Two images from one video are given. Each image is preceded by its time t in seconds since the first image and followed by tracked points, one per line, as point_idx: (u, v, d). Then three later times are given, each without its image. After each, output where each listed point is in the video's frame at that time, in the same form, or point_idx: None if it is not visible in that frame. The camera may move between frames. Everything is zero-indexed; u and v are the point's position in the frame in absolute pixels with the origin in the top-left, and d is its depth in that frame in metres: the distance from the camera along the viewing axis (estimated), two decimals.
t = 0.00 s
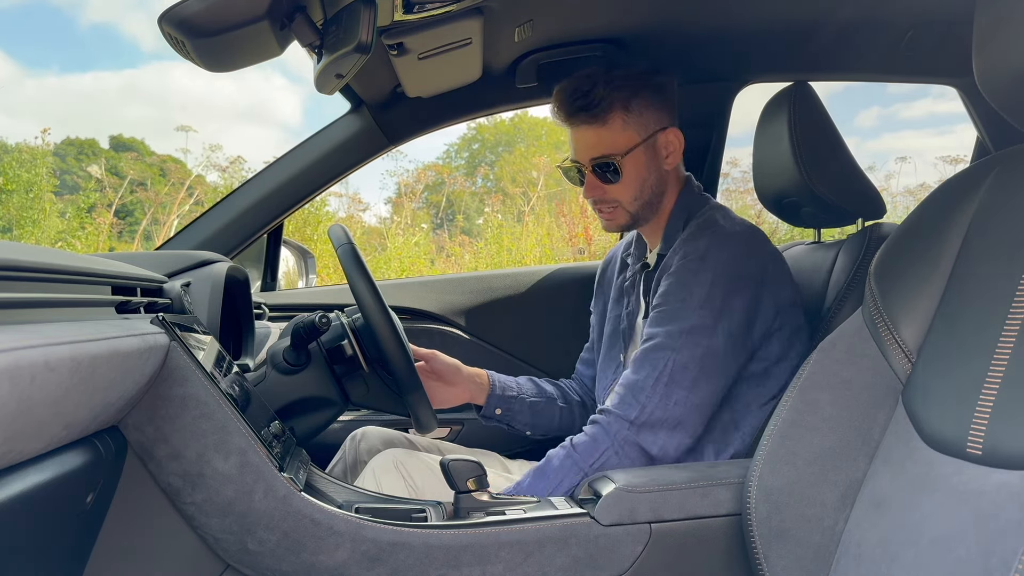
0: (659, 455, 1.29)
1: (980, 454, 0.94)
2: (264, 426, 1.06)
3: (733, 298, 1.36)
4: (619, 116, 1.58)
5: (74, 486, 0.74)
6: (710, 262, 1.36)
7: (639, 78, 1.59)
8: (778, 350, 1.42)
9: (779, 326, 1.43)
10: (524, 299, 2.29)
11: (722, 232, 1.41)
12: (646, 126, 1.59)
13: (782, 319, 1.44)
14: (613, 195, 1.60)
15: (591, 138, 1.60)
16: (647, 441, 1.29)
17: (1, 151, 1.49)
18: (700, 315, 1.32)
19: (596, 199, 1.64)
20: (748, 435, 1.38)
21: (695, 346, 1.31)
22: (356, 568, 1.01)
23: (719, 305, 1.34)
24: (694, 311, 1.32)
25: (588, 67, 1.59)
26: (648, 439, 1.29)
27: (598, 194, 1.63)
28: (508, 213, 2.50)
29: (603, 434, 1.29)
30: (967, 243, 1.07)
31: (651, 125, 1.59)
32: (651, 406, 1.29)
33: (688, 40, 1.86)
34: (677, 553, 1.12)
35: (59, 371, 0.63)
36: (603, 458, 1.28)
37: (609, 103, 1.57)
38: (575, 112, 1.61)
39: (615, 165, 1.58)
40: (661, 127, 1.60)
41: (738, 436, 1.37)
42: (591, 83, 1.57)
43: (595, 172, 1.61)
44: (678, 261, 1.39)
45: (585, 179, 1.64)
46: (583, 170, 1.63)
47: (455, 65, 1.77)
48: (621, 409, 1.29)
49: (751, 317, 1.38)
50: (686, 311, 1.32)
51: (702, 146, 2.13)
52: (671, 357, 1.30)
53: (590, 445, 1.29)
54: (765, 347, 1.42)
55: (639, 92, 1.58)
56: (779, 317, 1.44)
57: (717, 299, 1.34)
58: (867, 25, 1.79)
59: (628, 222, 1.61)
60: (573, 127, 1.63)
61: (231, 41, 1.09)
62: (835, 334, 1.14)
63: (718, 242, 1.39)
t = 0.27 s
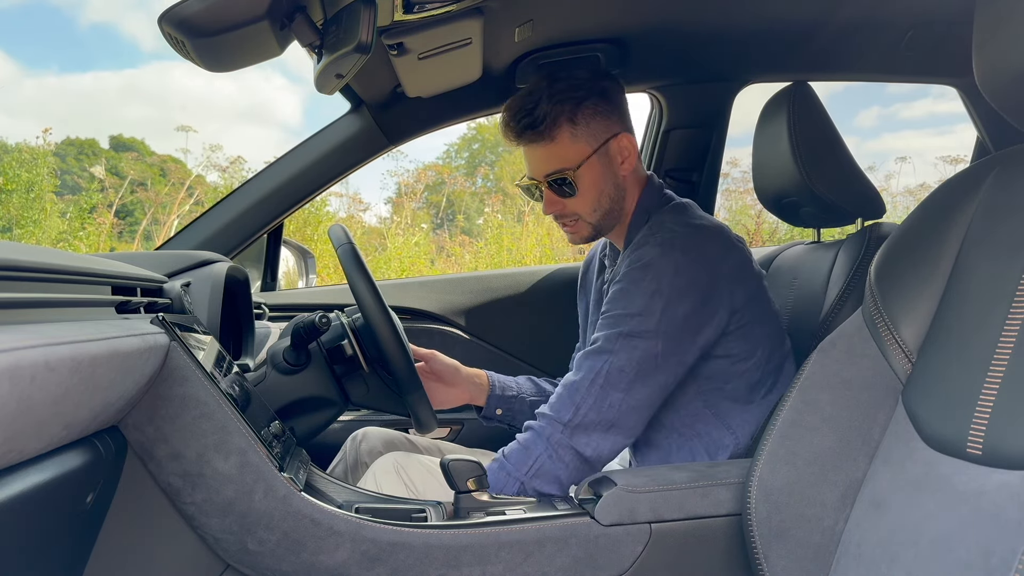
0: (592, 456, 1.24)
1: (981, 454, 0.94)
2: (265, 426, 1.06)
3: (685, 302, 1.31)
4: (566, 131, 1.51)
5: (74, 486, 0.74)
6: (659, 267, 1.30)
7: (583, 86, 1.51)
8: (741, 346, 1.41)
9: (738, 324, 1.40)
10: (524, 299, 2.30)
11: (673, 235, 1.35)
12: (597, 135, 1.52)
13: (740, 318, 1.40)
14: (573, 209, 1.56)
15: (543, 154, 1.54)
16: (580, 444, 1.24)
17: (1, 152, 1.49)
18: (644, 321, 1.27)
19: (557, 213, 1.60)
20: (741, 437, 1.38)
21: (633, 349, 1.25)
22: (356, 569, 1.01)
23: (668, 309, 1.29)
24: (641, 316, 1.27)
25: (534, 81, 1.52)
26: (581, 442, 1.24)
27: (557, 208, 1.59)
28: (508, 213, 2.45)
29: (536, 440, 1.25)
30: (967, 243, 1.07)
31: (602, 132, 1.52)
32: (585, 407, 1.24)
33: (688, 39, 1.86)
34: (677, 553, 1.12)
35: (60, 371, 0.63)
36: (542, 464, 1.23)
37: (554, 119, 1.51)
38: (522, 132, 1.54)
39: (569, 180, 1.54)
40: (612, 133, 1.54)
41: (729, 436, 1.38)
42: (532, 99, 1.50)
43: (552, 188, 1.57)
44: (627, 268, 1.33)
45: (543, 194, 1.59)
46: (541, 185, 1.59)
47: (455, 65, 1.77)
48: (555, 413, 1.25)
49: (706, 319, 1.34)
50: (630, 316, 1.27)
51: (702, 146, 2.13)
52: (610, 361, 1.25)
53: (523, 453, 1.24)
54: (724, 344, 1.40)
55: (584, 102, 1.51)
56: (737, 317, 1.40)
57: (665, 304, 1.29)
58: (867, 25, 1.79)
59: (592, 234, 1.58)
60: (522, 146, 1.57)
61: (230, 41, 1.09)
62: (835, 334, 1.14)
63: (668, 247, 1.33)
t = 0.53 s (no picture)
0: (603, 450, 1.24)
1: (981, 454, 0.94)
2: (265, 426, 1.06)
3: (691, 293, 1.31)
4: (545, 139, 1.51)
5: (74, 486, 0.74)
6: (665, 258, 1.30)
7: (560, 92, 1.50)
8: (741, 339, 1.41)
9: (739, 316, 1.41)
10: (524, 299, 2.30)
11: (678, 225, 1.35)
12: (577, 140, 1.52)
13: (741, 310, 1.41)
14: (556, 217, 1.56)
15: (524, 163, 1.54)
16: (592, 437, 1.24)
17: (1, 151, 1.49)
18: (652, 312, 1.27)
19: (541, 221, 1.60)
20: (739, 436, 1.38)
21: (643, 341, 1.25)
22: (356, 569, 1.01)
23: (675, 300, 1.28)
24: (649, 308, 1.27)
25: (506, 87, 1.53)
26: (593, 435, 1.24)
27: (541, 216, 1.59)
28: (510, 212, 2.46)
29: (548, 433, 1.25)
30: (967, 243, 1.07)
31: (581, 137, 1.52)
32: (596, 399, 1.24)
33: (688, 39, 1.86)
34: (677, 553, 1.12)
35: (60, 371, 0.63)
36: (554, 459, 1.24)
37: (531, 128, 1.51)
38: (501, 143, 1.55)
39: (551, 187, 1.54)
40: (592, 137, 1.53)
41: (727, 434, 1.38)
42: (510, 109, 1.50)
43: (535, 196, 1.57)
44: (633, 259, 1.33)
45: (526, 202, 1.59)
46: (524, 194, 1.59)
47: (455, 65, 1.77)
48: (567, 404, 1.25)
49: (710, 311, 1.34)
50: (639, 307, 1.27)
51: (702, 146, 2.13)
52: (620, 352, 1.25)
53: (535, 446, 1.25)
54: (725, 338, 1.40)
55: (560, 108, 1.50)
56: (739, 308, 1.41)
57: (670, 295, 1.28)
58: (867, 25, 1.79)
59: (577, 239, 1.58)
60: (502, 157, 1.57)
61: (230, 41, 1.09)
62: (835, 334, 1.14)
63: (673, 237, 1.33)
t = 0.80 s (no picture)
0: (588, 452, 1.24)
1: (981, 454, 0.94)
2: (265, 426, 1.06)
3: (680, 297, 1.31)
4: (591, 102, 1.52)
5: (73, 486, 0.74)
6: (654, 262, 1.30)
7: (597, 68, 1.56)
8: (735, 340, 1.41)
9: (731, 318, 1.41)
10: (524, 299, 2.30)
11: (667, 230, 1.35)
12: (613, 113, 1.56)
13: (733, 311, 1.41)
14: (592, 185, 1.54)
15: (569, 124, 1.51)
16: (577, 441, 1.24)
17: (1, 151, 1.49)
18: (638, 317, 1.27)
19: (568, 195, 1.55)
20: (738, 437, 1.38)
21: (629, 345, 1.25)
22: (356, 569, 1.01)
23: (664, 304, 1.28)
24: (635, 312, 1.27)
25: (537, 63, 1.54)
26: (578, 439, 1.24)
27: (573, 187, 1.55)
28: (509, 213, 2.55)
29: (531, 437, 1.25)
30: (966, 243, 1.07)
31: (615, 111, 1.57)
32: (581, 403, 1.24)
33: (688, 39, 1.86)
34: (678, 553, 1.12)
35: (60, 371, 0.63)
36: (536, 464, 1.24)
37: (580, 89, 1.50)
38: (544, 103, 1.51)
39: (593, 153, 1.53)
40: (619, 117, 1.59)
41: (725, 434, 1.37)
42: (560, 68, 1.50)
43: (570, 164, 1.53)
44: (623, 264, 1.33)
45: (558, 172, 1.55)
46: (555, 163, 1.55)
47: (455, 65, 1.77)
48: (552, 408, 1.25)
49: (701, 314, 1.34)
50: (626, 312, 1.27)
51: (703, 146, 2.13)
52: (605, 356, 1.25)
53: (518, 450, 1.25)
54: (718, 339, 1.40)
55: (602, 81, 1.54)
56: (731, 310, 1.41)
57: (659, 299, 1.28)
58: (867, 25, 1.79)
59: (607, 213, 1.56)
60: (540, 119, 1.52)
61: (230, 41, 1.09)
62: (835, 334, 1.14)
63: (662, 242, 1.33)
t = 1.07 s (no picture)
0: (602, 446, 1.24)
1: (981, 454, 0.94)
2: (265, 426, 1.06)
3: (702, 293, 1.31)
4: (614, 101, 1.52)
5: (73, 486, 0.74)
6: (681, 256, 1.31)
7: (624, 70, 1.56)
8: (749, 341, 1.42)
9: (748, 319, 1.41)
10: (524, 299, 2.30)
11: (692, 227, 1.35)
12: (634, 117, 1.56)
13: (750, 312, 1.42)
14: (606, 185, 1.53)
15: (588, 123, 1.51)
16: (590, 433, 1.24)
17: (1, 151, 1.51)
18: (659, 311, 1.27)
19: (582, 192, 1.55)
20: (743, 436, 1.38)
21: (649, 340, 1.25)
22: (356, 569, 1.01)
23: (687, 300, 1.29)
24: (658, 307, 1.27)
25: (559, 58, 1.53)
26: (592, 430, 1.24)
27: (586, 185, 1.54)
28: (509, 213, 2.52)
29: (545, 428, 1.25)
30: (966, 243, 1.07)
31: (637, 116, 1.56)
32: (598, 396, 1.24)
33: (688, 39, 1.86)
34: (678, 553, 1.12)
35: (59, 371, 0.63)
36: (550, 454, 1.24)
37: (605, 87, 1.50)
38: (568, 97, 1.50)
39: (609, 153, 1.52)
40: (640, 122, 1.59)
41: (731, 433, 1.37)
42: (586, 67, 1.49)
43: (587, 161, 1.53)
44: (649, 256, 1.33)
45: (572, 169, 1.54)
46: (570, 160, 1.54)
47: (454, 65, 1.77)
48: (567, 400, 1.25)
49: (721, 312, 1.35)
50: (648, 306, 1.27)
51: (702, 146, 2.13)
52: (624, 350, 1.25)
53: (531, 440, 1.25)
54: (734, 339, 1.41)
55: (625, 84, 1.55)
56: (748, 311, 1.41)
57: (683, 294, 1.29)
58: (867, 25, 1.79)
59: (618, 215, 1.56)
60: (561, 114, 1.52)
61: (230, 41, 1.09)
62: (835, 334, 1.14)
63: (690, 237, 1.33)
